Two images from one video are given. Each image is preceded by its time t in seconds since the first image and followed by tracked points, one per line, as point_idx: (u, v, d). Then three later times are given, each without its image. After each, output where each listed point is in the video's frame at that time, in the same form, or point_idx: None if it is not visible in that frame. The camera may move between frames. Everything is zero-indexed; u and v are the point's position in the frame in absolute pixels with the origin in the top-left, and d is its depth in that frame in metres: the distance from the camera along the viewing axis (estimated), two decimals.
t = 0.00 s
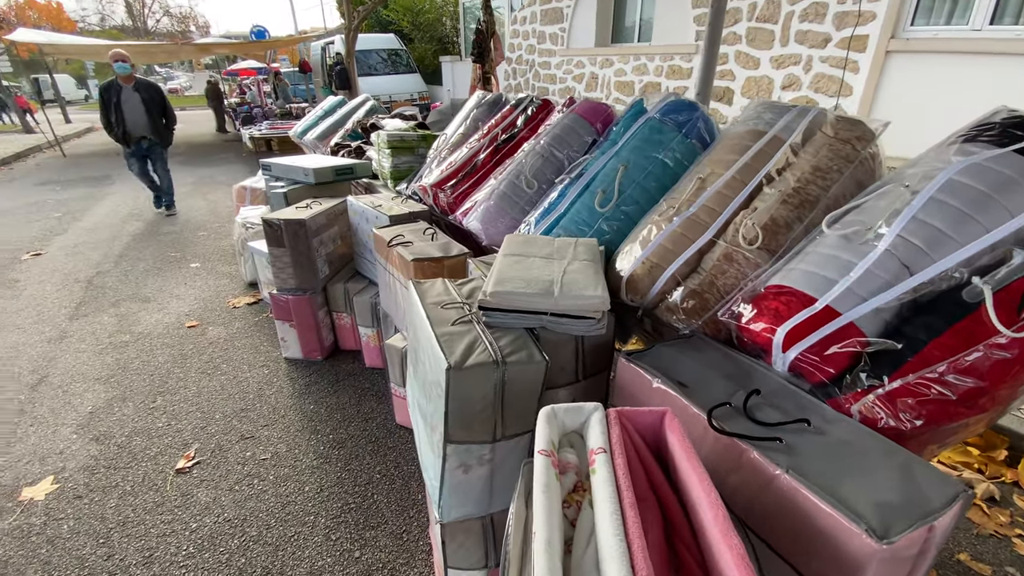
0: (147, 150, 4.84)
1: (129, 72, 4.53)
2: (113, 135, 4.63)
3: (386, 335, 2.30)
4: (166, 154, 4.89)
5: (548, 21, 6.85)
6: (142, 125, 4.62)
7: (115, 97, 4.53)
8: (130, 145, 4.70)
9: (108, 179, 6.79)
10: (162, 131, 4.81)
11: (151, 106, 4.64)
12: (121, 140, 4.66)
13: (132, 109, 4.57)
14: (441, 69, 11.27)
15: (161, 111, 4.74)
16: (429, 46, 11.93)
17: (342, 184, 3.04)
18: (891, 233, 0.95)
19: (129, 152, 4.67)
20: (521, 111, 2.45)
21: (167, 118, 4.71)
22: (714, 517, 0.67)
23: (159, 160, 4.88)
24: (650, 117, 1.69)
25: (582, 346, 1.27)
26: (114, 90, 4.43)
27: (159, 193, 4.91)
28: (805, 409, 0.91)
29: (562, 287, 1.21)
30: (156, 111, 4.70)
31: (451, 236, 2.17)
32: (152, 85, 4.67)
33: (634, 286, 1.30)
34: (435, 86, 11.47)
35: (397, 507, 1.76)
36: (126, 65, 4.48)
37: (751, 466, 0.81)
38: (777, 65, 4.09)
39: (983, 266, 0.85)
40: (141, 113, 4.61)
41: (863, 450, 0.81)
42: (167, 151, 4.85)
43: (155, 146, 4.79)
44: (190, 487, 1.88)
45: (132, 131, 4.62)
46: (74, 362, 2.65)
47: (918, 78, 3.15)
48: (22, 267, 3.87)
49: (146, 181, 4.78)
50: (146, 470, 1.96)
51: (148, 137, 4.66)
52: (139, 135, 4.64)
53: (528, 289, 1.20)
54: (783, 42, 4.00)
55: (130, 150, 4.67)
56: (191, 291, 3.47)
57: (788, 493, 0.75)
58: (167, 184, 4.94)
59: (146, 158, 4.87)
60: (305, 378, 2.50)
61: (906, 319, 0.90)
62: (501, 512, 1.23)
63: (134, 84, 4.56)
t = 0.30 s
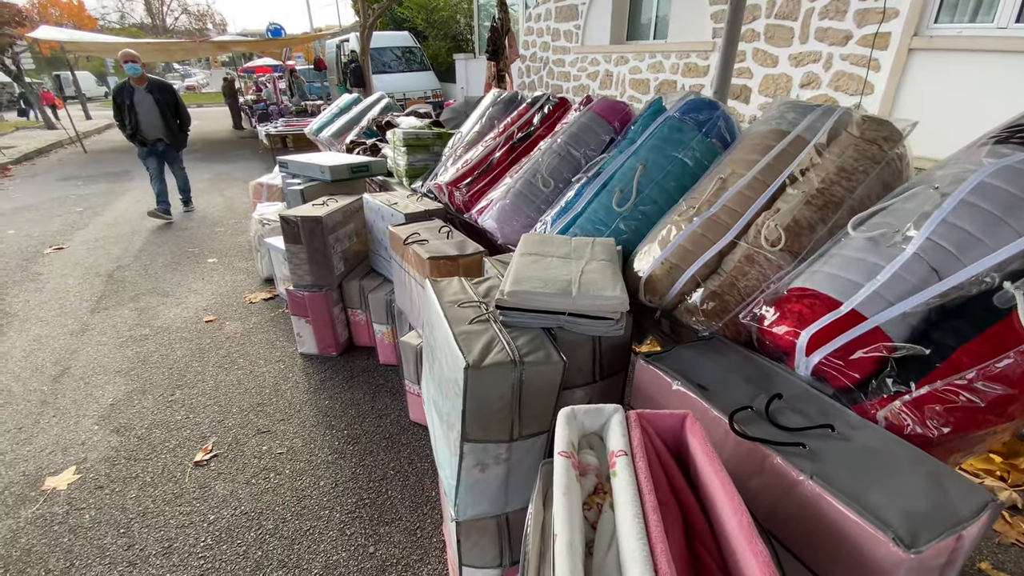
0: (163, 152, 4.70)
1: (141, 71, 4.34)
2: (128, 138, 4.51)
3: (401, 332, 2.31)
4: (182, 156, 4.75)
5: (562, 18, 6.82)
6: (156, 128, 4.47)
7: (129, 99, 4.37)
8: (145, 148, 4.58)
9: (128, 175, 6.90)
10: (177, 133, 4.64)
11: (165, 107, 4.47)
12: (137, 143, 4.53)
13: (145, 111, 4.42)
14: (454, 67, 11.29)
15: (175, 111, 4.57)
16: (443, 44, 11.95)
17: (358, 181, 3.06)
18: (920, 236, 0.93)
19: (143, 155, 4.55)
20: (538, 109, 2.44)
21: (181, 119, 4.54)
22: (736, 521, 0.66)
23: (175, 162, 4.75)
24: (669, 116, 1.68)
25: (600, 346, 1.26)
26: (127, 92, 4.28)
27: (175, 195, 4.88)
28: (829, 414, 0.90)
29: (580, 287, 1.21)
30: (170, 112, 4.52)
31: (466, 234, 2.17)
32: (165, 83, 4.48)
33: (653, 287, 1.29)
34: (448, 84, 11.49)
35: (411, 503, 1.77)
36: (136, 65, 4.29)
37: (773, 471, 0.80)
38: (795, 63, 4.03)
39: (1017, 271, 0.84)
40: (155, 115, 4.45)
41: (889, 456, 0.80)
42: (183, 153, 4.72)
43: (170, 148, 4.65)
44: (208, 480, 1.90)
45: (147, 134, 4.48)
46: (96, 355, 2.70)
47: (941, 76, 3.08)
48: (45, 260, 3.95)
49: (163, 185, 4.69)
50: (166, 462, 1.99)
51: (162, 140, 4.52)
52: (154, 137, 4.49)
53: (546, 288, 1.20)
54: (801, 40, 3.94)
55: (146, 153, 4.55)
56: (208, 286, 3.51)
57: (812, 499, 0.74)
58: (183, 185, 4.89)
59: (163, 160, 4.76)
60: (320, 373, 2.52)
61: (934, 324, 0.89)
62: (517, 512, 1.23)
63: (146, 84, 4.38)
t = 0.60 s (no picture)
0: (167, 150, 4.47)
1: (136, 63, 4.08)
2: (129, 137, 4.28)
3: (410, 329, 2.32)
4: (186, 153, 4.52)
5: (573, 15, 6.78)
6: (158, 124, 4.24)
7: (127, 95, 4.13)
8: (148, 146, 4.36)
9: (141, 171, 6.98)
10: (179, 128, 4.38)
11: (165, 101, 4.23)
12: (138, 142, 4.30)
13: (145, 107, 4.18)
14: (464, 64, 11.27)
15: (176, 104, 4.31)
16: (453, 41, 11.94)
17: (368, 178, 3.07)
18: (937, 236, 0.92)
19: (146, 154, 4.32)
20: (549, 106, 2.43)
21: (183, 113, 4.30)
22: (749, 520, 0.66)
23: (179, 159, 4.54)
24: (682, 114, 1.67)
25: (610, 344, 1.26)
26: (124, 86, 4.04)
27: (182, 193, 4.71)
28: (843, 415, 0.90)
29: (591, 285, 1.20)
30: (169, 106, 4.25)
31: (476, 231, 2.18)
32: (162, 75, 4.22)
33: (664, 285, 1.28)
34: (458, 81, 11.50)
35: (420, 499, 1.78)
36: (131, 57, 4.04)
37: (786, 472, 0.80)
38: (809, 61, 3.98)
39: None
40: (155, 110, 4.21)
41: (904, 458, 0.79)
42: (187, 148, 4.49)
43: (173, 144, 4.42)
44: (220, 473, 1.92)
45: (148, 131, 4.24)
46: (110, 349, 2.73)
47: (958, 74, 3.03)
48: (61, 255, 4.01)
49: (170, 184, 4.50)
50: (179, 455, 2.01)
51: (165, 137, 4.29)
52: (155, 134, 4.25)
53: (556, 286, 1.19)
54: (815, 37, 3.89)
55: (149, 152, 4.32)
56: (220, 281, 3.55)
57: (825, 499, 0.74)
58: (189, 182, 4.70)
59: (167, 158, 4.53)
60: (330, 369, 2.54)
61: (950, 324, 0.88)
62: (526, 509, 1.24)
63: (143, 77, 4.13)
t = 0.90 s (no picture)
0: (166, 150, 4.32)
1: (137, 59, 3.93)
2: (126, 135, 4.12)
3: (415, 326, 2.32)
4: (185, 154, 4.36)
5: (579, 12, 6.76)
6: (156, 123, 4.09)
7: (125, 92, 3.97)
8: (146, 146, 4.22)
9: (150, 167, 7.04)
10: (179, 128, 4.22)
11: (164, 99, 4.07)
12: (136, 141, 4.17)
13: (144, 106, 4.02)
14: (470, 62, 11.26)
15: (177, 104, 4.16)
16: (459, 38, 11.93)
17: (374, 176, 3.08)
18: (946, 235, 0.91)
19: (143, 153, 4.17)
20: (555, 104, 2.43)
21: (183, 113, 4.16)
22: (752, 518, 0.66)
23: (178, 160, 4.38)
24: (689, 112, 1.66)
25: (615, 342, 1.26)
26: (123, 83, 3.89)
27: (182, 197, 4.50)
28: (848, 415, 0.89)
29: (596, 283, 1.20)
30: (170, 105, 4.10)
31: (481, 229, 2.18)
32: (163, 72, 4.06)
33: (669, 284, 1.28)
34: (464, 79, 11.50)
35: (424, 495, 1.78)
36: (132, 53, 3.89)
37: (790, 471, 0.79)
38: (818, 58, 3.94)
39: None
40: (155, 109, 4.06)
41: (910, 459, 0.79)
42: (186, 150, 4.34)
43: (172, 145, 4.28)
44: (226, 467, 1.94)
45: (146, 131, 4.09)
46: (119, 344, 2.75)
47: (970, 72, 3.00)
48: (71, 251, 4.05)
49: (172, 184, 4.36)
50: (186, 450, 2.03)
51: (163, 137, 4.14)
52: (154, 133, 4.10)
53: (560, 284, 1.19)
54: (824, 34, 3.85)
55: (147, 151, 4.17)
56: (227, 278, 3.57)
57: (829, 499, 0.74)
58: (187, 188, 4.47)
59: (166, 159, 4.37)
60: (336, 365, 2.55)
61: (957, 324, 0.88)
62: (530, 506, 1.24)
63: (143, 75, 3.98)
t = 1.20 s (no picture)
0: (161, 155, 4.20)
1: (139, 60, 3.89)
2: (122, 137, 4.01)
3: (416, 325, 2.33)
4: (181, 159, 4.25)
5: (583, 10, 6.74)
6: (153, 125, 3.99)
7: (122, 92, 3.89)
8: (140, 149, 4.09)
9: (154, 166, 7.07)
10: (177, 132, 4.13)
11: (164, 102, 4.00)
12: (130, 143, 4.04)
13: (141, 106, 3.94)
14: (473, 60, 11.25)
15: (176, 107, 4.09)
16: (462, 36, 11.92)
17: (376, 175, 3.09)
18: (942, 238, 0.92)
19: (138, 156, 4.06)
20: (556, 104, 2.44)
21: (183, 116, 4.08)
22: (743, 520, 0.66)
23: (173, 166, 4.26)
24: (689, 113, 1.66)
25: (613, 343, 1.27)
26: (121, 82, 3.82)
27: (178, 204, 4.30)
28: (842, 417, 0.90)
29: (594, 284, 1.20)
30: (169, 108, 4.02)
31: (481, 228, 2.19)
32: (164, 76, 4.02)
33: (667, 285, 1.28)
34: (467, 77, 11.50)
35: (424, 493, 1.80)
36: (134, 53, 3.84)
37: (783, 473, 0.80)
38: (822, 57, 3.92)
39: None
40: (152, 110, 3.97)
41: (904, 461, 0.79)
42: (182, 156, 4.23)
43: (168, 149, 4.16)
44: (228, 464, 1.96)
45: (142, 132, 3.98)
46: (123, 342, 2.78)
47: (975, 72, 2.98)
48: (77, 248, 4.08)
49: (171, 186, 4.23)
50: (189, 447, 2.05)
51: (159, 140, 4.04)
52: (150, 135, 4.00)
53: (558, 284, 1.19)
54: (829, 33, 3.83)
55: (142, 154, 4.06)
56: (230, 276, 3.59)
57: (821, 501, 0.74)
58: (184, 195, 4.30)
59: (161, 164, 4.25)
60: (337, 363, 2.56)
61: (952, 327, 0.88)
62: (527, 505, 1.25)
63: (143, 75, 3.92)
